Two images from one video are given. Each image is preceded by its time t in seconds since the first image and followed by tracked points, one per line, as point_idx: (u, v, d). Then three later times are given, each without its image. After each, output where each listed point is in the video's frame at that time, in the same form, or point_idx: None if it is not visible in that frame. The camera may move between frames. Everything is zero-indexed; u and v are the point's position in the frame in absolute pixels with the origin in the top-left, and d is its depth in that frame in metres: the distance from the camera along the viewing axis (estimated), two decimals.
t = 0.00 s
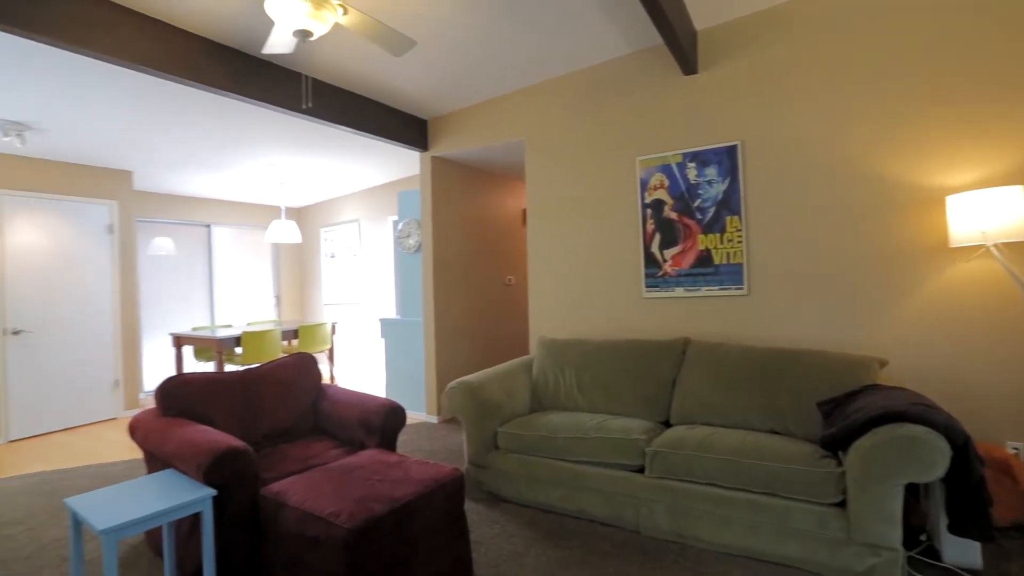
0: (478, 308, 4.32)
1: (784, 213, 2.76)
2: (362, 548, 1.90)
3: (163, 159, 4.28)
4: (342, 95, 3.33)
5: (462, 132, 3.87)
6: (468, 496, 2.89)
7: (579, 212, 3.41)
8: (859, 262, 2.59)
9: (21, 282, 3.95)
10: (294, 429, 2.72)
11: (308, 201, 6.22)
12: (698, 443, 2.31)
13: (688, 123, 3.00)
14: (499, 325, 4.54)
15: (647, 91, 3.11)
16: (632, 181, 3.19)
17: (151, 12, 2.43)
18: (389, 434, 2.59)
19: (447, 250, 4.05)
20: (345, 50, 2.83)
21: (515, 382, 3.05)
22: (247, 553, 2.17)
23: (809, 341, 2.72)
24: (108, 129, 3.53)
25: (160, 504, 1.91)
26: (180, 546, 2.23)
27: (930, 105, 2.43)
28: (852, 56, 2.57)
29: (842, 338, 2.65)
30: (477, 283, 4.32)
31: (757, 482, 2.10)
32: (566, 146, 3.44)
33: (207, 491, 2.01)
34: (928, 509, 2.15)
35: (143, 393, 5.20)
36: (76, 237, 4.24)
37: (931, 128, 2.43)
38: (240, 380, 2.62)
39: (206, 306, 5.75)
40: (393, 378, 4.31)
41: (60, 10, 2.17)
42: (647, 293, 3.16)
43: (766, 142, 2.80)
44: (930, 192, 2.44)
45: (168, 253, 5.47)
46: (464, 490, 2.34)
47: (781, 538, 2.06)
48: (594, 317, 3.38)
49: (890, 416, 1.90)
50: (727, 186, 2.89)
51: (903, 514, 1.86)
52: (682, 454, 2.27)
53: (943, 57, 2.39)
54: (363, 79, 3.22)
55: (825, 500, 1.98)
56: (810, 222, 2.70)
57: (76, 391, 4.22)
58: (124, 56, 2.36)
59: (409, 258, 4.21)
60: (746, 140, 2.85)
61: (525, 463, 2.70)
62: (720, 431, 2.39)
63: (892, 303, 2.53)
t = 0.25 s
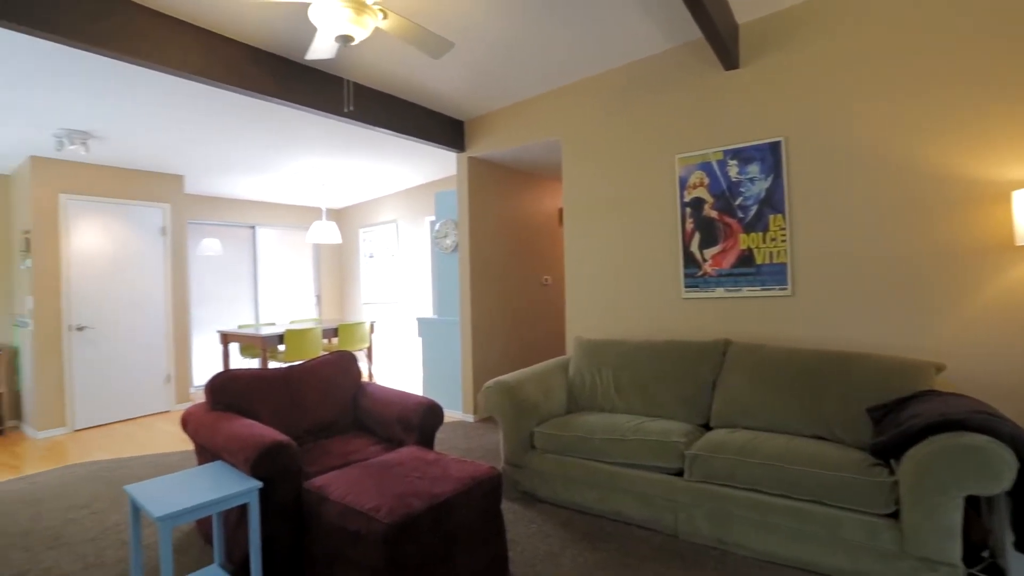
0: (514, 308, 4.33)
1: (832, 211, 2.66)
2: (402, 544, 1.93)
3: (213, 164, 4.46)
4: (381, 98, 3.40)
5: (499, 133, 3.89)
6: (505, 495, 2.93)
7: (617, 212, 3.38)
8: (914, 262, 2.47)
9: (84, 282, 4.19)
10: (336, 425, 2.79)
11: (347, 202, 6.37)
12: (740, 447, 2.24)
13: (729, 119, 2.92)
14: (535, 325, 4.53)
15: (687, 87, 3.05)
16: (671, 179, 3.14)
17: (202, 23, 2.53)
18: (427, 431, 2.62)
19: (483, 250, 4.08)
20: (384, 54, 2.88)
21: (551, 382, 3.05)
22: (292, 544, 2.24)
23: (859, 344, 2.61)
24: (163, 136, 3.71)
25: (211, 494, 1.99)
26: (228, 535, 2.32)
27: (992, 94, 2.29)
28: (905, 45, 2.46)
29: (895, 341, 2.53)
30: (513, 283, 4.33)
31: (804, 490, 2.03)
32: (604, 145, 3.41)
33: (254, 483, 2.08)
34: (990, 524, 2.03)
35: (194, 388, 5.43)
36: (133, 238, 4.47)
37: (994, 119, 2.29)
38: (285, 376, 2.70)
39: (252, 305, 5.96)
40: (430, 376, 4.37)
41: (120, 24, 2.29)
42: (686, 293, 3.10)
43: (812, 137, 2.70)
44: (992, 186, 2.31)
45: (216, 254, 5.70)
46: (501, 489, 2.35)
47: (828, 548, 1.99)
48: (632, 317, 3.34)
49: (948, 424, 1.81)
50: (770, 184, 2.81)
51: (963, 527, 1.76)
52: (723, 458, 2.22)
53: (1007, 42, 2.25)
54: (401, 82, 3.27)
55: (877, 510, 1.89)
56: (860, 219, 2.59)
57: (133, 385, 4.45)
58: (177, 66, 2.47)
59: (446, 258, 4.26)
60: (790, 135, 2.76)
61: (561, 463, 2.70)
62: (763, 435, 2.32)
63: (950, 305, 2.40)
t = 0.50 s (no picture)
0: (552, 308, 4.32)
1: (886, 208, 2.54)
2: (442, 541, 1.95)
3: (261, 167, 4.63)
4: (420, 100, 3.45)
5: (537, 133, 3.90)
6: (543, 495, 2.93)
7: (657, 210, 3.33)
8: (976, 261, 2.33)
9: (143, 281, 4.42)
10: (377, 421, 2.85)
11: (387, 203, 6.50)
12: (787, 453, 2.17)
13: (774, 114, 2.83)
14: (573, 325, 4.51)
15: (731, 82, 2.97)
16: (713, 177, 3.07)
17: (251, 32, 2.63)
18: (465, 430, 2.64)
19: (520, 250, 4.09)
20: (424, 57, 2.92)
21: (590, 383, 3.05)
22: (335, 537, 2.29)
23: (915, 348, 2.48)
24: (215, 141, 3.88)
25: (259, 485, 2.06)
26: (275, 527, 2.40)
27: None
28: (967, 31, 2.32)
29: (956, 344, 2.39)
30: (551, 283, 4.32)
31: (855, 499, 1.95)
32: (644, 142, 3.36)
33: (299, 476, 2.14)
34: None
35: (242, 383, 5.66)
36: (186, 239, 4.68)
37: None
38: (329, 373, 2.78)
39: (296, 303, 6.16)
40: (468, 375, 4.42)
41: (176, 35, 2.40)
42: (729, 294, 3.03)
43: (864, 131, 2.58)
44: None
45: (263, 254, 5.92)
46: (539, 490, 2.35)
47: (881, 561, 1.90)
48: (672, 318, 3.28)
49: (1015, 435, 1.70)
50: (818, 180, 2.71)
51: None
52: (769, 464, 2.16)
53: None
54: (440, 84, 3.31)
55: (938, 524, 1.80)
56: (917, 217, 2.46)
57: (187, 379, 4.67)
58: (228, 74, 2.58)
59: (484, 258, 4.29)
60: (841, 129, 2.64)
61: (600, 464, 2.68)
62: (811, 442, 2.24)
63: (1017, 306, 2.26)
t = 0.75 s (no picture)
0: (593, 308, 4.29)
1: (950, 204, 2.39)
2: (484, 539, 1.97)
3: (308, 170, 4.79)
4: (462, 102, 3.49)
5: (578, 132, 3.89)
6: (585, 495, 2.92)
7: (701, 209, 3.26)
8: None
9: (199, 280, 4.64)
10: (420, 419, 2.90)
11: (428, 204, 6.61)
12: (841, 460, 2.08)
13: (826, 108, 2.73)
14: (613, 326, 4.46)
15: (780, 76, 2.88)
16: (760, 174, 2.99)
17: (301, 40, 2.72)
18: (506, 429, 2.66)
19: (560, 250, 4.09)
20: (465, 59, 2.95)
21: (632, 384, 3.02)
22: (380, 531, 2.35)
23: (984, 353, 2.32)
24: (266, 146, 4.03)
25: (307, 478, 2.13)
26: (321, 520, 2.46)
27: None
28: None
29: None
30: (591, 283, 4.29)
31: (915, 511, 1.85)
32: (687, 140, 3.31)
33: (346, 470, 2.20)
34: None
35: (289, 379, 5.85)
36: (239, 241, 4.89)
37: None
38: (374, 371, 2.85)
39: (341, 302, 6.33)
40: (508, 374, 4.44)
41: (230, 45, 2.52)
42: (777, 295, 2.93)
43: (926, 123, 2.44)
44: None
45: (310, 254, 6.11)
46: (580, 491, 2.34)
47: None
48: (717, 319, 3.21)
49: None
50: (874, 176, 2.59)
51: None
52: (820, 472, 2.07)
53: None
54: (481, 85, 3.34)
55: (1009, 542, 1.68)
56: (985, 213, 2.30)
57: (239, 374, 4.87)
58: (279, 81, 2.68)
59: (524, 258, 4.31)
60: (899, 121, 2.51)
61: (642, 467, 2.65)
62: (867, 450, 2.15)
63: None
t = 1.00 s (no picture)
0: (633, 309, 4.23)
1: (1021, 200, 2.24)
2: (525, 539, 1.97)
3: (352, 172, 4.91)
4: (502, 102, 3.50)
5: (619, 130, 3.85)
6: (627, 498, 2.89)
7: (747, 207, 3.18)
8: None
9: (249, 280, 4.82)
10: (461, 417, 2.93)
11: (466, 204, 6.66)
12: (899, 470, 1.98)
13: (883, 100, 2.60)
14: (654, 327, 4.39)
15: (832, 67, 2.77)
16: (810, 170, 2.88)
17: (346, 45, 2.79)
18: (547, 429, 2.66)
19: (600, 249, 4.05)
20: (505, 60, 2.96)
21: (674, 386, 2.97)
22: (422, 528, 2.38)
23: None
24: (313, 149, 4.15)
25: (353, 473, 2.18)
26: (365, 516, 2.51)
27: None
28: None
29: None
30: (632, 283, 4.24)
31: (982, 526, 1.75)
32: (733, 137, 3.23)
33: (390, 466, 2.24)
34: None
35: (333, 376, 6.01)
36: (286, 242, 5.05)
37: None
38: (417, 369, 2.89)
39: (382, 301, 6.47)
40: (547, 374, 4.43)
41: (279, 52, 2.61)
42: (828, 296, 2.82)
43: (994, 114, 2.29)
44: None
45: (353, 255, 6.27)
46: (623, 494, 2.31)
47: None
48: (764, 320, 3.12)
49: None
50: (936, 171, 2.45)
51: None
52: (876, 482, 1.98)
53: None
54: (521, 86, 3.35)
55: None
56: None
57: (286, 371, 5.04)
58: (325, 86, 2.75)
59: (563, 258, 4.30)
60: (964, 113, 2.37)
61: (685, 471, 2.60)
62: (928, 460, 2.03)
63: None
